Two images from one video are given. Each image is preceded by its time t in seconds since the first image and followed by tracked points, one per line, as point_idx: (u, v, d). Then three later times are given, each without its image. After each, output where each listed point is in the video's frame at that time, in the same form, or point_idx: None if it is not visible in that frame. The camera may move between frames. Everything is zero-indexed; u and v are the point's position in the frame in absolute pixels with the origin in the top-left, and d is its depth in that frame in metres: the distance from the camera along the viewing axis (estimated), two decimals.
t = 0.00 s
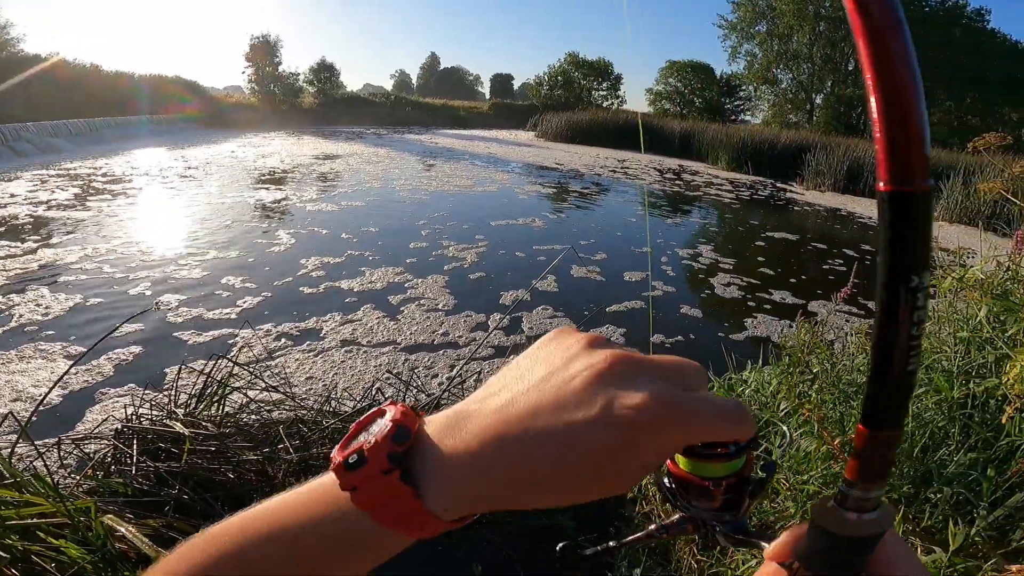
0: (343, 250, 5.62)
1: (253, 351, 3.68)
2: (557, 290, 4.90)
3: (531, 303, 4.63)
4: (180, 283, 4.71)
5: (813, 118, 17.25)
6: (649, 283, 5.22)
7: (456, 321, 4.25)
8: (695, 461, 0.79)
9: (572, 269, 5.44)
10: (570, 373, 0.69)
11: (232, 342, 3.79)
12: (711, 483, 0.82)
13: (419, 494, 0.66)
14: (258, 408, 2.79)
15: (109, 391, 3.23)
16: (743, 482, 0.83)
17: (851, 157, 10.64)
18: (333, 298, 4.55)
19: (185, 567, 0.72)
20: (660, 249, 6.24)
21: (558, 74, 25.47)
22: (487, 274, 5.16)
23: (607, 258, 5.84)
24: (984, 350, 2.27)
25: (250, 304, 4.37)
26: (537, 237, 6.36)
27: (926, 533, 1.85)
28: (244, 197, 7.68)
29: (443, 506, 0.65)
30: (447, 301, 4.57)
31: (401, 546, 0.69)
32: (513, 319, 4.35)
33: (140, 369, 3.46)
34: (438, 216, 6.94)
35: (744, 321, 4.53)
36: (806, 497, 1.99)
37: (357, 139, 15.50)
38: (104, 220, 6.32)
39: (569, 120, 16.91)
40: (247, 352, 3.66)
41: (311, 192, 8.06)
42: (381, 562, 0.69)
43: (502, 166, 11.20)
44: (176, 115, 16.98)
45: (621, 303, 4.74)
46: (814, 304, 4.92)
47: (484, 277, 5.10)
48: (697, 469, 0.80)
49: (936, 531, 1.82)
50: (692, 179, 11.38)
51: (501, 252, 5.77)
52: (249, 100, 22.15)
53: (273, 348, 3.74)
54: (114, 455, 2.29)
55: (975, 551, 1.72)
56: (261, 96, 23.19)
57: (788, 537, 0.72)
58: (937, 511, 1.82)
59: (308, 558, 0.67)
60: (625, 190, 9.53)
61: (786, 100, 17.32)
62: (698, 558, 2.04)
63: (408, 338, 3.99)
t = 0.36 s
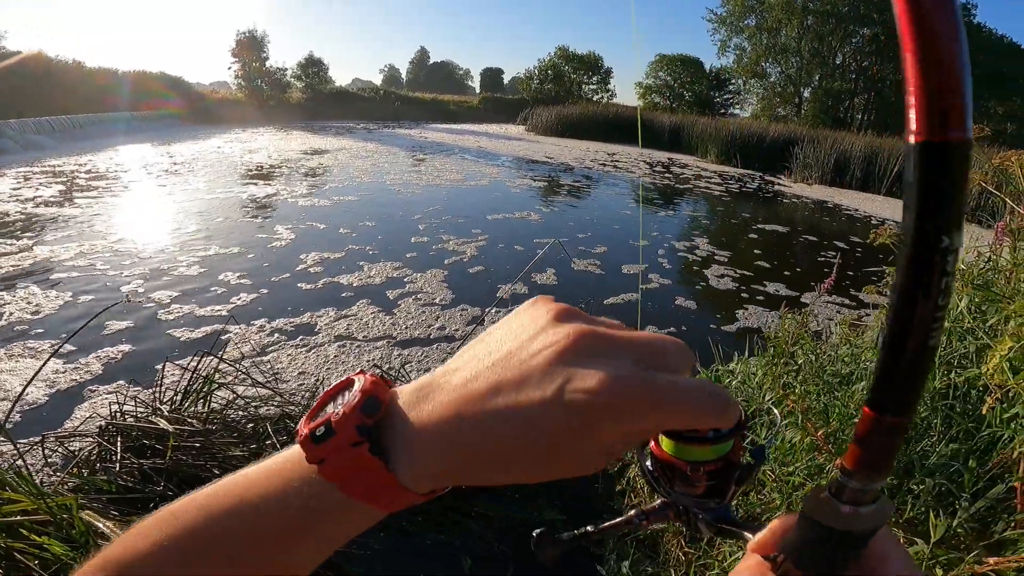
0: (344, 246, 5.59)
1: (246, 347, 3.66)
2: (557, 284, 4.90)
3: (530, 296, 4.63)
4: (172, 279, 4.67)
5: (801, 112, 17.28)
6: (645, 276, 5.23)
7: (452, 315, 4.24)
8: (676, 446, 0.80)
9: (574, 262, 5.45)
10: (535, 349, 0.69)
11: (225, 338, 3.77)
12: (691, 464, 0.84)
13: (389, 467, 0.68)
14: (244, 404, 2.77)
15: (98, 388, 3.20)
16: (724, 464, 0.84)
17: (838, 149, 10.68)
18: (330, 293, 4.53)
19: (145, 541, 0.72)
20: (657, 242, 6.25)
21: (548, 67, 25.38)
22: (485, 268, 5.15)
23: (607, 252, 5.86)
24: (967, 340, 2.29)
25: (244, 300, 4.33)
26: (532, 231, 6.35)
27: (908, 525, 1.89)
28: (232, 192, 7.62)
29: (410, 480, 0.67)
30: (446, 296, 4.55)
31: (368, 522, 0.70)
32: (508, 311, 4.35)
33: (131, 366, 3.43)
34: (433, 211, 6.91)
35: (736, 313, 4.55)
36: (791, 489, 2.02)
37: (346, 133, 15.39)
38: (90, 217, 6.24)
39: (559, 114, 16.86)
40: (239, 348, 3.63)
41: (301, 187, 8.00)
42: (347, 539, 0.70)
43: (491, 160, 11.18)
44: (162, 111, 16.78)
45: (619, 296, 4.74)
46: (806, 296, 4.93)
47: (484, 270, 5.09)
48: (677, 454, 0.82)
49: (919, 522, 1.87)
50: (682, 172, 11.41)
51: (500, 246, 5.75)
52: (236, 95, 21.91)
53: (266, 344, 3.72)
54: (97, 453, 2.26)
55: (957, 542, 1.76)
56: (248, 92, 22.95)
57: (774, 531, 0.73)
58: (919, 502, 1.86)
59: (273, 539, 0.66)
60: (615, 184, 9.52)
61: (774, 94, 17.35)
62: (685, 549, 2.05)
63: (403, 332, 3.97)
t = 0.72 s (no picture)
0: (362, 243, 5.60)
1: (259, 343, 3.68)
2: (572, 281, 4.89)
3: (547, 293, 4.64)
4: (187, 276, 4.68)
5: (808, 111, 17.18)
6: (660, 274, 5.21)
7: (465, 312, 4.23)
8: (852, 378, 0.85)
9: (590, 260, 5.44)
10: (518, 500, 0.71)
11: (239, 334, 3.78)
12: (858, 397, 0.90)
13: None
14: (254, 401, 2.77)
15: (111, 384, 3.22)
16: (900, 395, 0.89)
17: (846, 148, 10.61)
18: (346, 290, 4.53)
19: None
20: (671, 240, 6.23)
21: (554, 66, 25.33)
22: (502, 266, 5.15)
23: (624, 250, 5.84)
24: (978, 338, 2.26)
25: (259, 296, 4.34)
26: (544, 229, 6.34)
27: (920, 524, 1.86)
28: (240, 189, 7.65)
29: None
30: (461, 293, 4.55)
31: None
32: (521, 309, 4.36)
33: (147, 362, 3.45)
34: (445, 208, 6.92)
35: (747, 311, 4.52)
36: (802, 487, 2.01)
37: (352, 131, 15.39)
38: (101, 214, 6.27)
39: (565, 112, 16.84)
40: (252, 345, 3.64)
41: (308, 184, 8.02)
42: None
43: (497, 158, 11.19)
44: (169, 110, 16.87)
45: (634, 294, 4.73)
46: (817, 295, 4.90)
47: (501, 268, 5.09)
48: (854, 391, 0.89)
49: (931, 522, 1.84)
50: (688, 170, 11.39)
51: (516, 244, 5.74)
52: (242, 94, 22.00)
53: (279, 340, 3.73)
54: (109, 448, 2.27)
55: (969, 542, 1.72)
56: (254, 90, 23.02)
57: (993, 497, 0.64)
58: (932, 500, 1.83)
59: None
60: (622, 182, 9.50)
61: (780, 93, 17.26)
62: (694, 546, 2.03)
63: (417, 329, 3.97)
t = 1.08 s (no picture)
0: (382, 241, 5.61)
1: (274, 340, 3.69)
2: (589, 280, 4.89)
3: (563, 292, 4.64)
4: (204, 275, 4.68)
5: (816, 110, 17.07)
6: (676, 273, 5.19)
7: (481, 311, 4.23)
8: (803, 415, 0.89)
9: (608, 259, 5.41)
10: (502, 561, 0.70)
11: (256, 332, 3.78)
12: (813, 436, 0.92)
13: None
14: (266, 398, 2.76)
15: (126, 382, 3.22)
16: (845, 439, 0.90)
17: (855, 147, 10.53)
18: (364, 288, 4.54)
19: None
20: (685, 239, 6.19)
21: (560, 64, 25.26)
22: (520, 264, 5.14)
23: (642, 249, 5.82)
24: (993, 339, 2.22)
25: (274, 295, 4.34)
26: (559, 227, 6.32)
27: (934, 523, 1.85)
28: (249, 187, 7.67)
29: None
30: (477, 292, 4.54)
31: None
32: (534, 307, 4.36)
33: (162, 360, 3.46)
34: (457, 207, 6.92)
35: (759, 310, 4.49)
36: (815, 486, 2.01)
37: (359, 129, 15.39)
38: (112, 212, 6.29)
39: (571, 110, 16.79)
40: (267, 343, 3.64)
41: (317, 182, 8.02)
42: None
43: (504, 156, 11.16)
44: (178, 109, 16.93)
45: (650, 293, 4.72)
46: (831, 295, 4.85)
47: (518, 267, 5.08)
48: (811, 423, 0.90)
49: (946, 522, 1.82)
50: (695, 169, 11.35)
51: (533, 242, 5.74)
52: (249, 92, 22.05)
53: (293, 338, 3.73)
54: (123, 446, 2.27)
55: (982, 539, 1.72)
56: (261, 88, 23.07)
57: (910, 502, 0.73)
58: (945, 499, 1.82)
59: None
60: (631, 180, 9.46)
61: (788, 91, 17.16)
62: (705, 546, 2.01)
63: (432, 327, 3.98)
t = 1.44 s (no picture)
0: (399, 240, 5.58)
1: (285, 340, 3.66)
2: (605, 279, 4.85)
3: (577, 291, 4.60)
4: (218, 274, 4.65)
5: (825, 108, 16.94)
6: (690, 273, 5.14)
7: (493, 310, 4.19)
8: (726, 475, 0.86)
9: (626, 260, 5.36)
10: None
11: (268, 332, 3.76)
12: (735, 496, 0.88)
13: None
14: (271, 399, 2.73)
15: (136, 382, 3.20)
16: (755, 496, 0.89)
17: (864, 145, 10.42)
18: (378, 288, 4.51)
19: None
20: (697, 238, 6.14)
21: (567, 62, 25.17)
22: (534, 263, 5.10)
23: (658, 248, 5.77)
24: (1010, 340, 2.16)
25: (287, 295, 4.31)
26: (573, 226, 6.28)
27: (948, 529, 1.80)
28: (256, 186, 7.65)
29: None
30: (490, 291, 4.50)
31: None
32: (545, 307, 4.31)
33: (174, 360, 3.43)
34: (468, 205, 6.88)
35: (770, 310, 4.43)
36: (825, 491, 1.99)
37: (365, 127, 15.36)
38: (120, 210, 6.28)
39: (578, 108, 16.72)
40: (277, 343, 3.61)
41: (323, 180, 8.00)
42: None
43: (510, 154, 11.10)
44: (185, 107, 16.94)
45: (663, 293, 4.66)
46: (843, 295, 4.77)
47: (533, 266, 5.03)
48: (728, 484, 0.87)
49: (961, 528, 1.77)
50: (702, 167, 11.26)
51: (547, 241, 5.69)
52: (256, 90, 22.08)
53: (303, 338, 3.71)
54: (129, 447, 2.24)
55: (996, 546, 1.68)
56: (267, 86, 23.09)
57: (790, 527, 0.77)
58: (960, 506, 1.78)
59: None
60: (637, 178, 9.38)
61: (796, 89, 17.03)
62: (713, 550, 1.97)
63: (445, 326, 3.95)
